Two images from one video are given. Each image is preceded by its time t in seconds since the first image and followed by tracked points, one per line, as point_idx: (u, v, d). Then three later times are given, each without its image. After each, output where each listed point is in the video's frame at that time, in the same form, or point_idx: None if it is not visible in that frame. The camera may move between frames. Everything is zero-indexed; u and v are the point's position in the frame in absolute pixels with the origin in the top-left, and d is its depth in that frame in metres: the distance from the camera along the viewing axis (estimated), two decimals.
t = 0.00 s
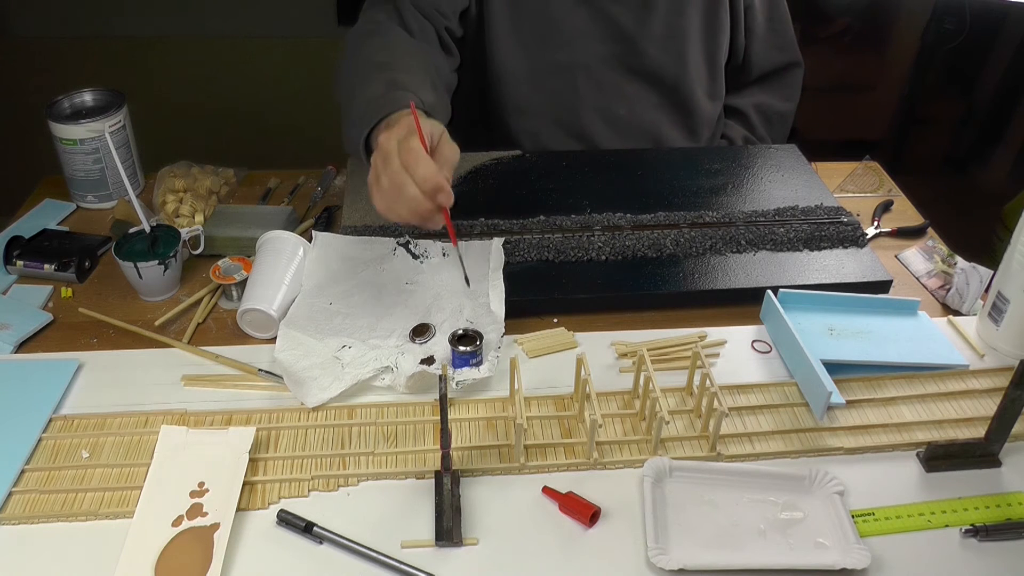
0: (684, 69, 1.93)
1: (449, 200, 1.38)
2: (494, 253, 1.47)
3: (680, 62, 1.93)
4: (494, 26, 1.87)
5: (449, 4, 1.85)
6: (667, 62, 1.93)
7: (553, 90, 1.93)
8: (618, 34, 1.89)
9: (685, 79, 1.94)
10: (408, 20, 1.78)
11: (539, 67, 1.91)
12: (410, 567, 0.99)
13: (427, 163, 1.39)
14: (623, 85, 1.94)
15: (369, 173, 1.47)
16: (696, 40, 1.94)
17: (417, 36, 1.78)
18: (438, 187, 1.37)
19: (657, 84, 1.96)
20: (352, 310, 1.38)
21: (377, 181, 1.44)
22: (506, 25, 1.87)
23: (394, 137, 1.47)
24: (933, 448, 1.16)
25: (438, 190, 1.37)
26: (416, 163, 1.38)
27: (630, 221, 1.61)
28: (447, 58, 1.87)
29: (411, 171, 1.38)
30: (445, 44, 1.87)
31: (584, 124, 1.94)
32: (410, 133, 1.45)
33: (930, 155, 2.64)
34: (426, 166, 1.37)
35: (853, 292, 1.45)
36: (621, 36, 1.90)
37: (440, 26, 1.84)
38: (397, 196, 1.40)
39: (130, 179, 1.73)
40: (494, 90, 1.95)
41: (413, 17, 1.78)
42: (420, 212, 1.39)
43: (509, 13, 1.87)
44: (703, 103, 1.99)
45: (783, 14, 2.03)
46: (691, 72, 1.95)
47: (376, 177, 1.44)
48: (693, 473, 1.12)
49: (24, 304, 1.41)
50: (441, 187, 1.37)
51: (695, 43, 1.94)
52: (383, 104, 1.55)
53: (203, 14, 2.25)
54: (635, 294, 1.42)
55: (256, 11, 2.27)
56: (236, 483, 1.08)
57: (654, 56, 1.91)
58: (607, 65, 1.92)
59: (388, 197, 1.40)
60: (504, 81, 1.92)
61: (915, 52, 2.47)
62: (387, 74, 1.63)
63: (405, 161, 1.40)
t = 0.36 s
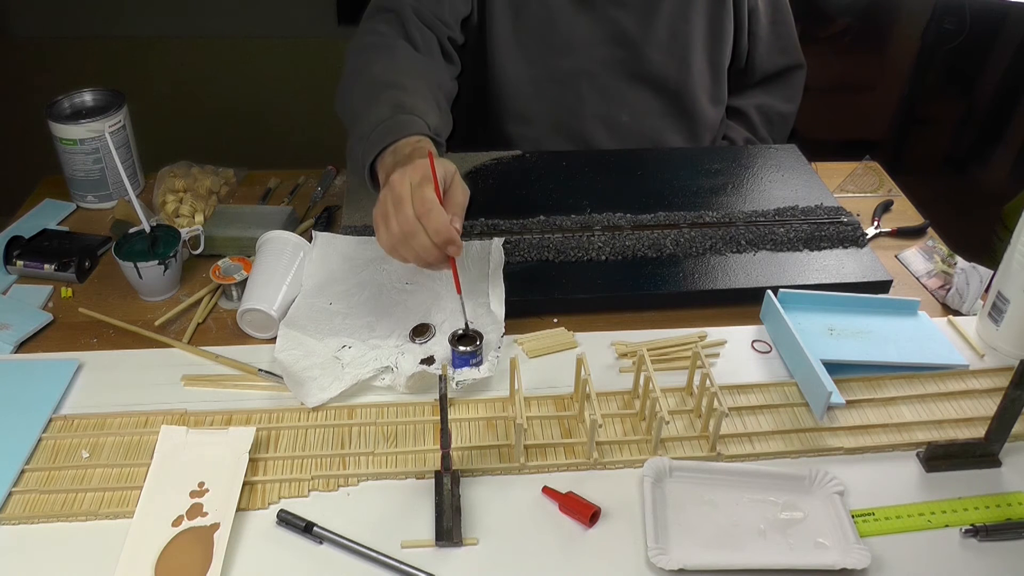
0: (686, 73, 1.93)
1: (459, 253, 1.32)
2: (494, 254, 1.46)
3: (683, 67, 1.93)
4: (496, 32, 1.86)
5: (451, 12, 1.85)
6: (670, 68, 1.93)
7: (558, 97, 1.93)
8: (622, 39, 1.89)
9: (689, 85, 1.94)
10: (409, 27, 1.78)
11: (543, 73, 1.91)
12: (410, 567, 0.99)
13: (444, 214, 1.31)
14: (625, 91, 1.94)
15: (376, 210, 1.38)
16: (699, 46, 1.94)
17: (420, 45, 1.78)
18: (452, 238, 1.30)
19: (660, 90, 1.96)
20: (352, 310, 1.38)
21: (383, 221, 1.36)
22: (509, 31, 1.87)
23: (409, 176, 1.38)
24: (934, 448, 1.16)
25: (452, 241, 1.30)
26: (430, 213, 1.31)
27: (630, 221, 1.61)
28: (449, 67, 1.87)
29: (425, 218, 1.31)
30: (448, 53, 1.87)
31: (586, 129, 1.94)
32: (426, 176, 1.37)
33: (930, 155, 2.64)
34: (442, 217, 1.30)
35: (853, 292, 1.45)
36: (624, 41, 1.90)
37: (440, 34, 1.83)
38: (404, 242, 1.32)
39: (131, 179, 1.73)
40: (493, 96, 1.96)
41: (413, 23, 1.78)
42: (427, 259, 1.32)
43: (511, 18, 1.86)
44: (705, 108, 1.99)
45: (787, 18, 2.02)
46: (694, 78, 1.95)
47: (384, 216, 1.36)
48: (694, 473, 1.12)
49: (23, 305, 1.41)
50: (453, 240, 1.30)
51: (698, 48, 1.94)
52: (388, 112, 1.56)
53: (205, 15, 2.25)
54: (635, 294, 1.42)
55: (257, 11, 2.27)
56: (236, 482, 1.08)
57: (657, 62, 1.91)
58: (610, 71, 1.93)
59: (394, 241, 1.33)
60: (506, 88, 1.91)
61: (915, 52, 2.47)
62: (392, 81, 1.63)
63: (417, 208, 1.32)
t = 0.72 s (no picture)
0: (687, 74, 1.93)
1: (458, 269, 1.31)
2: (494, 254, 1.45)
3: (685, 70, 1.93)
4: (498, 34, 1.86)
5: (453, 13, 1.84)
6: (673, 70, 1.93)
7: (562, 99, 1.92)
8: (623, 40, 1.89)
9: (691, 87, 1.94)
10: (405, 26, 1.78)
11: (548, 76, 1.90)
12: (410, 567, 0.99)
13: (444, 232, 1.29)
14: (627, 92, 1.94)
15: (376, 223, 1.37)
16: (702, 48, 1.94)
17: (421, 44, 1.77)
18: (451, 256, 1.28)
19: (662, 91, 1.96)
20: (352, 310, 1.38)
21: (383, 235, 1.35)
22: (510, 32, 1.86)
23: (410, 190, 1.37)
24: (933, 448, 1.16)
25: (451, 259, 1.28)
26: (430, 230, 1.29)
27: (630, 221, 1.61)
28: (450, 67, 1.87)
29: (425, 235, 1.29)
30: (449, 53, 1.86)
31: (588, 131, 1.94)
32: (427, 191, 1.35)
33: (930, 154, 2.63)
34: (441, 235, 1.28)
35: (853, 292, 1.45)
36: (627, 43, 1.90)
37: (441, 35, 1.82)
38: (403, 257, 1.31)
39: (130, 179, 1.73)
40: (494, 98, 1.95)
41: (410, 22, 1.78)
42: (425, 274, 1.31)
43: (513, 20, 1.86)
44: (707, 110, 1.99)
45: (790, 19, 2.02)
46: (696, 80, 1.95)
47: (385, 230, 1.34)
48: (694, 473, 1.12)
49: (23, 305, 1.41)
50: (452, 257, 1.29)
51: (701, 50, 1.93)
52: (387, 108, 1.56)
53: (205, 15, 2.25)
54: (635, 294, 1.42)
55: (257, 11, 2.27)
56: (236, 482, 1.08)
57: (659, 63, 1.91)
58: (612, 72, 1.93)
59: (393, 256, 1.32)
60: (508, 90, 1.91)
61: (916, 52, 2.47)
62: (391, 80, 1.63)
63: (416, 224, 1.31)
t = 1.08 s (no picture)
0: (688, 74, 1.93)
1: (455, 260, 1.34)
2: (494, 254, 1.46)
3: (686, 69, 1.93)
4: (499, 34, 1.85)
5: (454, 14, 1.84)
6: (674, 71, 1.93)
7: (562, 100, 1.92)
8: (624, 40, 1.89)
9: (691, 87, 1.95)
10: (406, 27, 1.78)
11: (548, 76, 1.90)
12: (410, 567, 0.99)
13: (439, 226, 1.32)
14: (627, 92, 1.94)
15: (373, 218, 1.39)
16: (702, 48, 1.94)
17: (422, 45, 1.77)
18: (447, 248, 1.31)
19: (662, 92, 1.96)
20: (352, 310, 1.38)
21: (379, 229, 1.37)
22: (511, 32, 1.86)
23: (404, 184, 1.38)
24: (933, 448, 1.16)
25: (447, 251, 1.31)
26: (425, 223, 1.31)
27: (630, 221, 1.61)
28: (451, 67, 1.87)
29: (420, 229, 1.31)
30: (449, 53, 1.86)
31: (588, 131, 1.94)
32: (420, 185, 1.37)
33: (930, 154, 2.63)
34: (436, 228, 1.30)
35: (852, 292, 1.45)
36: (628, 43, 1.90)
37: (441, 35, 1.82)
38: (400, 251, 1.34)
39: (130, 179, 1.73)
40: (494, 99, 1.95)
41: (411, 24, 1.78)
42: (422, 266, 1.34)
43: (514, 20, 1.86)
44: (707, 111, 1.99)
45: (791, 20, 2.02)
46: (697, 80, 1.95)
47: (380, 225, 1.36)
48: (693, 473, 1.12)
49: (23, 305, 1.41)
50: (449, 249, 1.32)
51: (702, 50, 1.94)
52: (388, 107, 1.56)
53: (206, 15, 2.25)
54: (635, 294, 1.42)
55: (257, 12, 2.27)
56: (236, 483, 1.08)
57: (660, 64, 1.91)
58: (613, 72, 1.93)
59: (390, 250, 1.34)
60: (508, 90, 1.91)
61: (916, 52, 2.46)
62: (392, 80, 1.63)
63: (412, 218, 1.33)
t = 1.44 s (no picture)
0: (688, 74, 1.94)
1: (445, 260, 1.32)
2: (494, 254, 1.46)
3: (685, 69, 1.94)
4: (500, 34, 1.85)
5: (454, 14, 1.84)
6: (674, 71, 1.93)
7: (563, 100, 1.92)
8: (625, 40, 1.89)
9: (691, 86, 1.95)
10: (405, 28, 1.77)
11: (548, 77, 1.90)
12: (410, 567, 0.99)
13: (429, 224, 1.31)
14: (627, 92, 1.94)
15: (365, 218, 1.39)
16: (702, 48, 1.94)
17: (422, 47, 1.77)
18: (436, 247, 1.30)
19: (663, 92, 1.96)
20: (352, 310, 1.38)
21: (371, 229, 1.36)
22: (511, 32, 1.86)
23: (396, 184, 1.38)
24: (933, 448, 1.16)
25: (436, 249, 1.30)
26: (415, 222, 1.31)
27: (630, 221, 1.61)
28: (450, 67, 1.87)
29: (409, 228, 1.31)
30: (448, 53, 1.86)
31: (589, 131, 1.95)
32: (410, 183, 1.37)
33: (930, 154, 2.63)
34: (424, 227, 1.30)
35: (852, 292, 1.45)
36: (628, 43, 1.90)
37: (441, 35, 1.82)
38: (391, 250, 1.33)
39: (131, 179, 1.73)
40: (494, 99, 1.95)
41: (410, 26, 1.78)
42: (413, 265, 1.33)
43: (514, 19, 1.86)
44: (707, 111, 1.99)
45: (791, 19, 2.02)
46: (697, 79, 1.95)
47: (372, 224, 1.36)
48: (693, 473, 1.12)
49: (23, 305, 1.41)
50: (438, 248, 1.31)
51: (702, 50, 1.94)
52: (389, 109, 1.56)
53: (206, 15, 2.25)
54: (636, 294, 1.42)
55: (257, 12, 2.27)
56: (236, 483, 1.08)
57: (661, 64, 1.91)
58: (613, 72, 1.93)
59: (381, 249, 1.33)
60: (508, 90, 1.91)
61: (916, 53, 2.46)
62: (393, 81, 1.63)
63: (401, 217, 1.32)
